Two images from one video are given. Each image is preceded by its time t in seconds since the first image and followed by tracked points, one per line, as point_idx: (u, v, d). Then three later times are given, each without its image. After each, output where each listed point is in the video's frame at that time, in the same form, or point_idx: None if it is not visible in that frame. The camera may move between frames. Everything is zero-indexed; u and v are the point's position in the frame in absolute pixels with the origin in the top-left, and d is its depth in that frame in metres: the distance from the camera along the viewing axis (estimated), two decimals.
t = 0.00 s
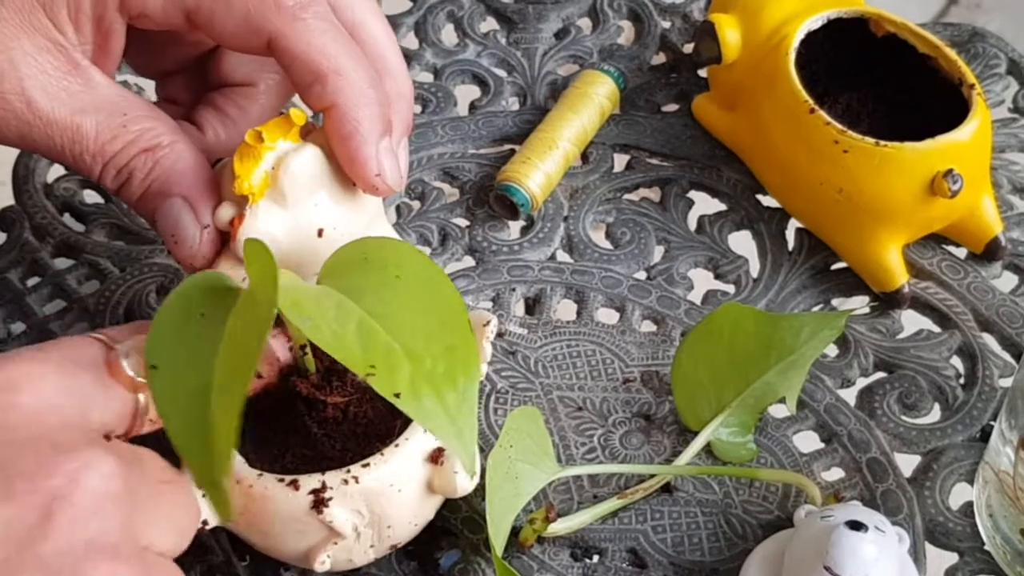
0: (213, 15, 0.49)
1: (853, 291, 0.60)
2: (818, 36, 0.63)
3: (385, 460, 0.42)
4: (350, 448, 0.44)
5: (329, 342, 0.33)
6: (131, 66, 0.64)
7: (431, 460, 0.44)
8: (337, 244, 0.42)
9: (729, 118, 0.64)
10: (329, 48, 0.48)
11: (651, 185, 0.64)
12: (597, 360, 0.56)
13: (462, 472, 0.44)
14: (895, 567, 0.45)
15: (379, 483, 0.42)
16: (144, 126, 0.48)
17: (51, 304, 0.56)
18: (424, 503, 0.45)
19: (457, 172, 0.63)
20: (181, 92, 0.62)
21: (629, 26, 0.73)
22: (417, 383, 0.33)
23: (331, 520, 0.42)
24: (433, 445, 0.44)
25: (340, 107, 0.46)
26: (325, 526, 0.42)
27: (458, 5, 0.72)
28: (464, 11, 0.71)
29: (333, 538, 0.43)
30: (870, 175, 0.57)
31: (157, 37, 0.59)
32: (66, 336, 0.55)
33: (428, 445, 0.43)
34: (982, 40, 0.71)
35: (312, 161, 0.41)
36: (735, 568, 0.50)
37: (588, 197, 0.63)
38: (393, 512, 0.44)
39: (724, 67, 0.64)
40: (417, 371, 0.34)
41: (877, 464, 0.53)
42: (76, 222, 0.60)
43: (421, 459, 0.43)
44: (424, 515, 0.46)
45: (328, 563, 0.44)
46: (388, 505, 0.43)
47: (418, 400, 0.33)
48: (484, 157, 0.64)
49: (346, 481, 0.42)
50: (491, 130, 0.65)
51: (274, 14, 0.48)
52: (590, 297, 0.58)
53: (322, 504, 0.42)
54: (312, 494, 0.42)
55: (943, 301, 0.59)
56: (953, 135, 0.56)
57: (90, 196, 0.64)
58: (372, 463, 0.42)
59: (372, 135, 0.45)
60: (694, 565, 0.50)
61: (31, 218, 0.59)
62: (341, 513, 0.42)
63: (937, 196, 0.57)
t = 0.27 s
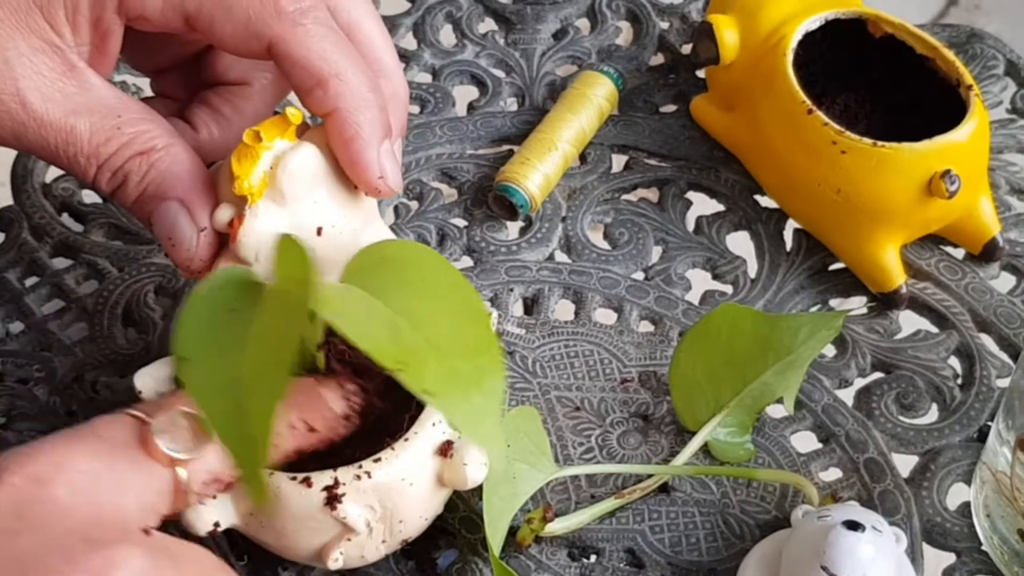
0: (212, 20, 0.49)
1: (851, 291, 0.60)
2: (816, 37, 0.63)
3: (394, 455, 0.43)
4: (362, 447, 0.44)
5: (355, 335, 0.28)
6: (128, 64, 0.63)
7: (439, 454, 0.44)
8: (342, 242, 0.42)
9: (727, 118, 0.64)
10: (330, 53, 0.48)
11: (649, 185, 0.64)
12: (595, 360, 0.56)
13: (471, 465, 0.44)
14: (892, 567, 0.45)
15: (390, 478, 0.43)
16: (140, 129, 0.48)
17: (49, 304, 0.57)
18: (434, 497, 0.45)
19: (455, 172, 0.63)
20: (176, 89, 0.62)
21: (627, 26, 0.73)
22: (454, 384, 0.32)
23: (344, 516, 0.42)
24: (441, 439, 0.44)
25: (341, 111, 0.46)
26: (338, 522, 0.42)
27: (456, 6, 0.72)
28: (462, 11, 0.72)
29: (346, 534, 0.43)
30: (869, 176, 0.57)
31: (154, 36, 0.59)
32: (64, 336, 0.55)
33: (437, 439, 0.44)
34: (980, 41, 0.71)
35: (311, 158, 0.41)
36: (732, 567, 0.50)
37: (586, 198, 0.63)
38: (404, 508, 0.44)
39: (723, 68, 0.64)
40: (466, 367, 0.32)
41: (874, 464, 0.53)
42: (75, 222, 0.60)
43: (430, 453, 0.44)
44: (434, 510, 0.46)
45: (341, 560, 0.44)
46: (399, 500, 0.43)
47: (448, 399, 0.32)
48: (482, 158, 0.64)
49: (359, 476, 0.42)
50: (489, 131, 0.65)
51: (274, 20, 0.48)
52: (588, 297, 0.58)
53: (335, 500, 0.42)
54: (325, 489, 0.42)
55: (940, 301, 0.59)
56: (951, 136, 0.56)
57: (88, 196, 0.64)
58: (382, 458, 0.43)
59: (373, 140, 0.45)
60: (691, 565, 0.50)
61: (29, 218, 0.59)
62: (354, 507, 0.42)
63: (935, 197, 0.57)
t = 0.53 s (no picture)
0: (218, 27, 0.49)
1: (855, 292, 0.60)
2: (820, 38, 0.63)
3: (392, 457, 0.42)
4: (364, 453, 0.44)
5: (384, 341, 0.36)
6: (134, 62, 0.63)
7: (440, 456, 0.43)
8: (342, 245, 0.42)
9: (732, 119, 0.64)
10: (336, 58, 0.47)
11: (653, 186, 0.64)
12: (599, 361, 0.56)
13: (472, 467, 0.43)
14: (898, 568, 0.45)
15: (389, 480, 0.42)
16: (145, 128, 0.47)
17: (53, 305, 0.57)
18: (434, 499, 0.44)
19: (459, 173, 0.63)
20: (183, 87, 0.61)
21: (631, 27, 0.73)
22: (462, 391, 0.36)
23: (341, 516, 0.41)
24: (442, 442, 0.43)
25: (351, 114, 0.45)
26: (336, 522, 0.42)
27: (461, 7, 0.72)
28: (466, 12, 0.72)
29: (345, 535, 0.42)
30: (873, 177, 0.57)
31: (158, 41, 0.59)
32: (68, 337, 0.55)
33: (438, 440, 0.43)
34: (985, 42, 0.71)
35: (318, 160, 0.41)
36: (737, 569, 0.50)
37: (590, 199, 0.63)
38: (403, 509, 0.43)
39: (727, 69, 0.64)
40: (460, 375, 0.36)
41: (879, 465, 0.53)
42: (79, 223, 0.60)
43: (430, 454, 0.43)
44: (433, 511, 0.45)
45: (339, 561, 0.43)
46: (398, 502, 0.42)
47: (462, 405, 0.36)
48: (486, 159, 0.64)
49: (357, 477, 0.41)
50: (494, 132, 0.65)
51: (279, 27, 0.48)
52: (592, 298, 0.58)
53: (333, 500, 0.41)
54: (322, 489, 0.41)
55: (945, 302, 0.59)
56: (956, 136, 0.56)
57: (92, 197, 0.64)
58: (381, 459, 0.42)
59: (384, 140, 0.45)
60: (696, 566, 0.50)
61: (34, 219, 0.59)
62: (352, 507, 0.41)
63: (940, 198, 0.57)
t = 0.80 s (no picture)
0: (221, 31, 0.48)
1: (853, 292, 0.60)
2: (819, 38, 0.63)
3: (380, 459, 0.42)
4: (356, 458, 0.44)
5: (319, 357, 0.35)
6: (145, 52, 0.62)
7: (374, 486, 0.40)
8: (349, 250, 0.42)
9: (730, 119, 0.64)
10: (342, 54, 0.46)
11: (652, 186, 0.64)
12: (597, 361, 0.56)
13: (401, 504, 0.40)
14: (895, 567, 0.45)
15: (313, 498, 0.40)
16: (161, 104, 0.49)
17: (51, 304, 0.57)
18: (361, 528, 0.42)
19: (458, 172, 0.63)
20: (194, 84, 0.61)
21: (630, 26, 0.73)
22: (382, 424, 0.35)
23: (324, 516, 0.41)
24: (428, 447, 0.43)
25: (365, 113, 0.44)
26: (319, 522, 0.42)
27: (459, 7, 0.72)
28: (465, 12, 0.71)
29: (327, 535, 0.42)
30: (871, 177, 0.57)
31: (161, 39, 0.56)
32: (65, 336, 0.55)
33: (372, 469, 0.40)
34: (983, 42, 0.71)
35: (336, 163, 0.42)
36: (734, 569, 0.50)
37: (588, 198, 0.63)
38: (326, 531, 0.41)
39: (725, 69, 0.64)
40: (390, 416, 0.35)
41: (877, 465, 0.53)
42: (77, 221, 0.60)
43: (361, 483, 0.40)
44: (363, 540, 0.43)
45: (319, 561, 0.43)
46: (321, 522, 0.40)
47: (377, 441, 0.35)
48: (484, 158, 0.64)
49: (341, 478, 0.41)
50: (492, 131, 0.65)
51: (281, 30, 0.46)
52: (590, 298, 0.58)
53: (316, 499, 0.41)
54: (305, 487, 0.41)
55: (943, 302, 0.59)
56: (953, 136, 0.56)
57: (90, 196, 0.64)
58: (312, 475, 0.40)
59: (403, 131, 0.44)
60: (694, 566, 0.50)
61: (32, 218, 0.59)
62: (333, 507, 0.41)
63: (938, 198, 0.57)
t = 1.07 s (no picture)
0: (232, 47, 0.46)
1: (857, 291, 0.60)
2: (823, 36, 0.63)
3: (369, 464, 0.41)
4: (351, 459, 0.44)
5: (302, 357, 0.35)
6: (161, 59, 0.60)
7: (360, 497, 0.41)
8: (359, 258, 0.42)
9: (734, 118, 0.64)
10: (355, 67, 0.43)
11: (655, 184, 0.64)
12: (601, 359, 0.56)
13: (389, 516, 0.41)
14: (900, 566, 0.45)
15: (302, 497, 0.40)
16: (183, 101, 0.49)
17: (53, 302, 0.56)
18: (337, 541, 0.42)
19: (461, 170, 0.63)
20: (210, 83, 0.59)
21: (633, 25, 0.73)
22: (362, 425, 0.35)
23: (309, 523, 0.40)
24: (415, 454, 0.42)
25: (381, 124, 0.42)
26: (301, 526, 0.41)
27: (462, 5, 0.72)
28: (468, 10, 0.71)
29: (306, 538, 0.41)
30: (876, 175, 0.57)
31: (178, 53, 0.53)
32: (68, 333, 0.55)
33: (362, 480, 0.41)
34: (986, 41, 0.71)
35: (354, 169, 0.41)
36: (738, 567, 0.50)
37: (592, 197, 0.63)
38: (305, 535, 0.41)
39: (729, 67, 0.63)
40: (371, 417, 0.35)
41: (881, 464, 0.52)
42: (79, 219, 0.60)
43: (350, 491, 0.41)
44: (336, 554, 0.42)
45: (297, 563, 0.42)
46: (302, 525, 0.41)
47: (359, 441, 0.34)
48: (487, 157, 0.64)
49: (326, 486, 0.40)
50: (495, 129, 0.65)
51: (293, 46, 0.44)
52: (594, 296, 0.58)
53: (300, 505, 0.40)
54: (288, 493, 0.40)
55: (946, 301, 0.59)
56: (958, 135, 0.56)
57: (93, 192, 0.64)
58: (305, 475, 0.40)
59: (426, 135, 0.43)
60: (697, 564, 0.50)
61: (34, 215, 0.59)
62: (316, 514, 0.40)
63: (942, 196, 0.57)
